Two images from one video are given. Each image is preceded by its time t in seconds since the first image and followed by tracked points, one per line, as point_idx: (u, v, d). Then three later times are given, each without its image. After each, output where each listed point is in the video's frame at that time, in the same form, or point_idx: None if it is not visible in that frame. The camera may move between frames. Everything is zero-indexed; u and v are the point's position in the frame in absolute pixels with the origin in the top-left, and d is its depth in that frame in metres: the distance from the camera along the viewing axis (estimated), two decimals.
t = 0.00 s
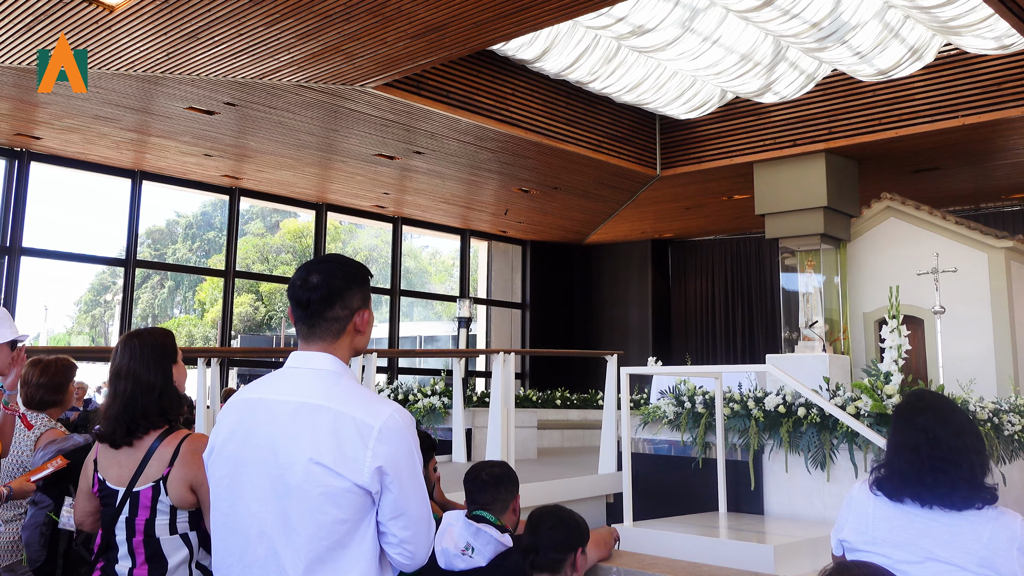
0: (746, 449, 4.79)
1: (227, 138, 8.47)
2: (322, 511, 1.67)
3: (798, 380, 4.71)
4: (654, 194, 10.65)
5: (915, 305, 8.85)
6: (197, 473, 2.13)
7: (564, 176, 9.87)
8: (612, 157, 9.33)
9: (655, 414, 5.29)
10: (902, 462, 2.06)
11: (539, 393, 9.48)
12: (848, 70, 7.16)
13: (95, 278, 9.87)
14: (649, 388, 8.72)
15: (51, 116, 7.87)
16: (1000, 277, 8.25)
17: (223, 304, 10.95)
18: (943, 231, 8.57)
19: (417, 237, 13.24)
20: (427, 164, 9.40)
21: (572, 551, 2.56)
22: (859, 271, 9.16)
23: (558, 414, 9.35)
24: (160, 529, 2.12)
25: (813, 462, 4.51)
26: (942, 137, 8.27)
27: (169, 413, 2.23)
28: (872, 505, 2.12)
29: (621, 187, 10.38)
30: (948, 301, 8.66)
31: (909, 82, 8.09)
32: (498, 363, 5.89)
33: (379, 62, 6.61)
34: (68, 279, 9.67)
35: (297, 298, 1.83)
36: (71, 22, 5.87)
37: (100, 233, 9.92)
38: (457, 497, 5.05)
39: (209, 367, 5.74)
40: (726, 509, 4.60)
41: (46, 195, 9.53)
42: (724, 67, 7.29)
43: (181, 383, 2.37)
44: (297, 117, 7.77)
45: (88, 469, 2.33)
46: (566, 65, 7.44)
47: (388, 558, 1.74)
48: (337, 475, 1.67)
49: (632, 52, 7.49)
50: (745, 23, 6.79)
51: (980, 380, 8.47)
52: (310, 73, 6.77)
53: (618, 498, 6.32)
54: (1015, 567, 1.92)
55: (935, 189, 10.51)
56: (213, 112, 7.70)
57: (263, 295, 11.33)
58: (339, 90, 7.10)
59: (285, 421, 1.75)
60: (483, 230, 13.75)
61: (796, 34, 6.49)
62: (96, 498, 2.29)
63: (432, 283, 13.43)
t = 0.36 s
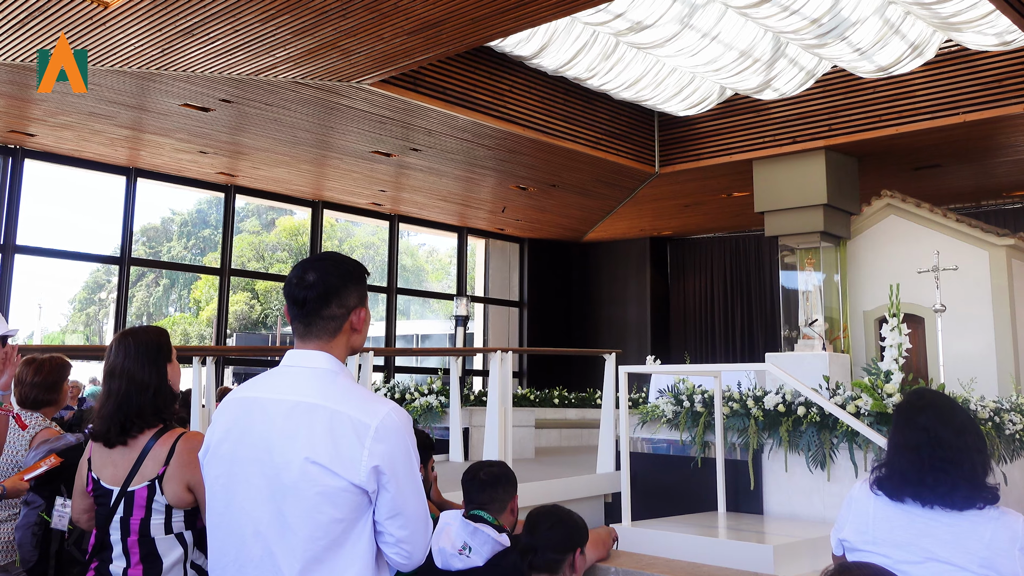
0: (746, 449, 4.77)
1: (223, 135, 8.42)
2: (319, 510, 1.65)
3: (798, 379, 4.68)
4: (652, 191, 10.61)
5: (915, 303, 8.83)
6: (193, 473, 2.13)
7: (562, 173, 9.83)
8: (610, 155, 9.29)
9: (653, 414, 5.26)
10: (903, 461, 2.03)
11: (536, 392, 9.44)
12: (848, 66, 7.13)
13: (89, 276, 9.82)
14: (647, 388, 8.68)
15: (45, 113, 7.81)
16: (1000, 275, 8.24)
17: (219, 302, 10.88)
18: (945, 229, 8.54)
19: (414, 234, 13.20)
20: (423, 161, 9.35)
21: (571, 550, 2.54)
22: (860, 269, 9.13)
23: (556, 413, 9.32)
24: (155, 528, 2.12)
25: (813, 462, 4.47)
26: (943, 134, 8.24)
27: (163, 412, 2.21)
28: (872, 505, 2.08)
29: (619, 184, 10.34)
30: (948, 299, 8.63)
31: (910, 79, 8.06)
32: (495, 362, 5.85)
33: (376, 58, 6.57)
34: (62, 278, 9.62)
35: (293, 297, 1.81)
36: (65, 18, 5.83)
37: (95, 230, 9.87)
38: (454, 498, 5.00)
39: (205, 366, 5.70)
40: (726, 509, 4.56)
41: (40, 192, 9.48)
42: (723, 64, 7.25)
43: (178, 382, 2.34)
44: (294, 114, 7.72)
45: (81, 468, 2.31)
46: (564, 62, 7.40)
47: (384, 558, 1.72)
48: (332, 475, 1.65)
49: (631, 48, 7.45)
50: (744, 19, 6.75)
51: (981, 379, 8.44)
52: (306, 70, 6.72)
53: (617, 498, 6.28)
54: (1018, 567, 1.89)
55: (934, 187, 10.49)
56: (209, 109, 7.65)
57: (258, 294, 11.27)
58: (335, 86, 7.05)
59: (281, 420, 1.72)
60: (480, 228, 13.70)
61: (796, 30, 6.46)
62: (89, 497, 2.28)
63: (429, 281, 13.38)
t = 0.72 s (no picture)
0: (745, 448, 4.74)
1: (218, 132, 8.37)
2: (316, 510, 1.65)
3: (798, 378, 4.66)
4: (651, 189, 10.57)
5: (915, 301, 8.81)
6: (188, 473, 2.12)
7: (560, 170, 9.79)
8: (608, 152, 9.26)
9: (652, 413, 5.22)
10: (910, 459, 1.99)
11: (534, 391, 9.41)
12: (848, 63, 7.10)
13: (84, 275, 9.78)
14: (644, 387, 8.65)
15: (39, 110, 7.76)
16: (1002, 273, 8.22)
17: (215, 300, 10.85)
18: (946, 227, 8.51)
19: (411, 232, 13.15)
20: (420, 158, 9.31)
21: (568, 552, 2.49)
22: (860, 268, 9.11)
23: (554, 413, 9.30)
24: (150, 528, 2.12)
25: (812, 461, 4.44)
26: (944, 131, 8.22)
27: (158, 411, 2.22)
28: (877, 504, 2.05)
29: (617, 181, 10.31)
30: (949, 297, 8.62)
31: (910, 76, 8.04)
32: (493, 361, 5.82)
33: (372, 55, 6.52)
34: (56, 276, 9.58)
35: (289, 295, 1.81)
36: (59, 13, 5.77)
37: (90, 228, 9.82)
38: (451, 498, 4.97)
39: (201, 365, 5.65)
40: (725, 509, 4.53)
41: (34, 190, 9.42)
42: (722, 60, 7.21)
43: (171, 382, 2.36)
44: (290, 111, 7.67)
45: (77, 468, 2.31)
46: (562, 58, 7.37)
47: (381, 557, 1.72)
48: (329, 474, 1.64)
49: (629, 44, 7.41)
50: (743, 15, 6.72)
51: (982, 378, 8.42)
52: (302, 66, 6.68)
53: (615, 497, 6.24)
54: None
55: (934, 184, 10.46)
56: (204, 106, 7.60)
57: (254, 292, 11.23)
58: (331, 83, 7.02)
59: (276, 420, 1.71)
60: (477, 226, 13.66)
61: (795, 26, 6.43)
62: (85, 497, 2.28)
63: (426, 279, 13.33)
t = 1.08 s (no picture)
0: (744, 447, 4.72)
1: (214, 129, 8.32)
2: (312, 510, 1.65)
3: (797, 377, 4.63)
4: (649, 186, 10.54)
5: (915, 299, 8.77)
6: (184, 473, 2.10)
7: (558, 168, 9.75)
8: (607, 149, 9.22)
9: (651, 412, 5.19)
10: (916, 461, 1.96)
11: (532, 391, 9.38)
12: (848, 59, 7.07)
13: (78, 273, 9.73)
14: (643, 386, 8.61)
15: (33, 107, 7.71)
16: (1003, 271, 8.21)
17: (210, 298, 10.81)
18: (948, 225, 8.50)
19: (408, 230, 13.11)
20: (417, 155, 9.26)
21: (567, 551, 2.56)
22: (860, 265, 9.08)
23: (552, 412, 9.27)
24: (146, 529, 2.10)
25: (812, 461, 4.42)
26: (944, 128, 8.19)
27: (153, 410, 2.19)
28: (884, 508, 2.02)
29: (616, 179, 10.27)
30: (950, 295, 8.59)
31: (911, 72, 8.01)
32: (490, 360, 5.79)
33: (369, 51, 6.48)
34: (50, 274, 9.53)
35: (286, 293, 1.81)
36: (52, 8, 5.72)
37: (84, 226, 9.77)
38: (448, 497, 4.94)
39: (197, 363, 5.59)
40: (724, 508, 4.51)
41: (28, 187, 9.37)
42: (722, 56, 7.18)
43: (167, 380, 2.32)
44: (286, 108, 7.64)
45: (71, 469, 2.29)
46: (560, 55, 7.34)
47: (378, 558, 1.72)
48: (325, 473, 1.65)
49: (627, 41, 7.37)
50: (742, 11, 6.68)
51: (983, 376, 8.40)
52: (298, 63, 6.63)
53: (614, 497, 6.21)
54: None
55: (934, 181, 10.44)
56: (199, 103, 7.56)
57: (250, 290, 11.17)
58: (328, 80, 6.97)
59: (272, 419, 1.72)
60: (475, 223, 13.62)
61: (795, 23, 6.40)
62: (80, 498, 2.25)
63: (423, 277, 13.29)
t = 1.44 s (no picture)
0: (743, 446, 4.69)
1: (209, 126, 8.27)
2: (308, 510, 1.63)
3: (797, 376, 4.59)
4: (647, 183, 10.50)
5: (916, 297, 8.72)
6: (179, 473, 2.08)
7: (556, 165, 9.71)
8: (605, 146, 9.18)
9: (649, 411, 5.16)
10: (928, 463, 1.93)
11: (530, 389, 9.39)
12: (849, 55, 7.04)
13: (73, 271, 9.70)
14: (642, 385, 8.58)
15: (26, 103, 7.65)
16: (1004, 269, 8.19)
17: (205, 296, 10.76)
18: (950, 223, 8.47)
19: (405, 227, 13.06)
20: (414, 152, 9.22)
21: (565, 551, 2.54)
22: (860, 263, 9.06)
23: (551, 411, 9.23)
24: (141, 529, 2.07)
25: (813, 460, 4.40)
26: (945, 125, 8.16)
27: (148, 410, 2.16)
28: (891, 509, 1.98)
29: (614, 176, 10.23)
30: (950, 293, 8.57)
31: (911, 69, 7.98)
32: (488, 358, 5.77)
33: (365, 48, 6.44)
34: (44, 272, 9.50)
35: (281, 291, 1.78)
36: (46, 4, 5.67)
37: (78, 223, 9.73)
38: (445, 497, 4.91)
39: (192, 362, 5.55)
40: (723, 508, 4.48)
41: (22, 185, 9.33)
42: (721, 53, 7.14)
43: (163, 379, 2.30)
44: (282, 105, 7.59)
45: (65, 469, 2.26)
46: (558, 51, 7.30)
47: (374, 558, 1.70)
48: (321, 473, 1.63)
49: (626, 37, 7.33)
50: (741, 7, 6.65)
51: (984, 375, 8.38)
52: (293, 59, 6.58)
53: (612, 497, 6.19)
54: None
55: (934, 179, 10.41)
56: (194, 99, 7.51)
57: (245, 288, 11.12)
58: (324, 77, 6.93)
59: (268, 418, 1.70)
60: (472, 221, 13.59)
61: (795, 19, 6.36)
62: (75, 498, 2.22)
63: (420, 275, 13.26)
